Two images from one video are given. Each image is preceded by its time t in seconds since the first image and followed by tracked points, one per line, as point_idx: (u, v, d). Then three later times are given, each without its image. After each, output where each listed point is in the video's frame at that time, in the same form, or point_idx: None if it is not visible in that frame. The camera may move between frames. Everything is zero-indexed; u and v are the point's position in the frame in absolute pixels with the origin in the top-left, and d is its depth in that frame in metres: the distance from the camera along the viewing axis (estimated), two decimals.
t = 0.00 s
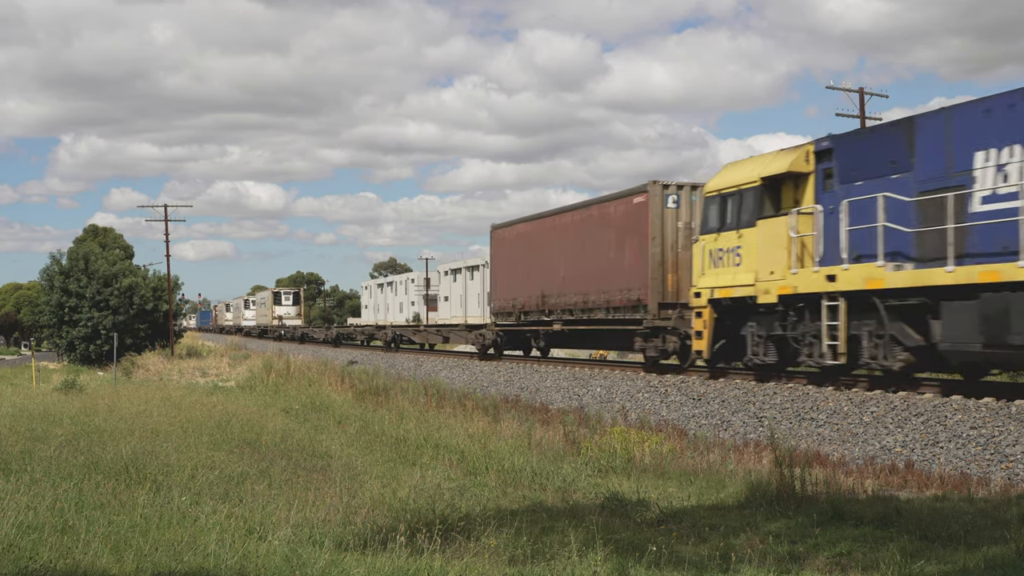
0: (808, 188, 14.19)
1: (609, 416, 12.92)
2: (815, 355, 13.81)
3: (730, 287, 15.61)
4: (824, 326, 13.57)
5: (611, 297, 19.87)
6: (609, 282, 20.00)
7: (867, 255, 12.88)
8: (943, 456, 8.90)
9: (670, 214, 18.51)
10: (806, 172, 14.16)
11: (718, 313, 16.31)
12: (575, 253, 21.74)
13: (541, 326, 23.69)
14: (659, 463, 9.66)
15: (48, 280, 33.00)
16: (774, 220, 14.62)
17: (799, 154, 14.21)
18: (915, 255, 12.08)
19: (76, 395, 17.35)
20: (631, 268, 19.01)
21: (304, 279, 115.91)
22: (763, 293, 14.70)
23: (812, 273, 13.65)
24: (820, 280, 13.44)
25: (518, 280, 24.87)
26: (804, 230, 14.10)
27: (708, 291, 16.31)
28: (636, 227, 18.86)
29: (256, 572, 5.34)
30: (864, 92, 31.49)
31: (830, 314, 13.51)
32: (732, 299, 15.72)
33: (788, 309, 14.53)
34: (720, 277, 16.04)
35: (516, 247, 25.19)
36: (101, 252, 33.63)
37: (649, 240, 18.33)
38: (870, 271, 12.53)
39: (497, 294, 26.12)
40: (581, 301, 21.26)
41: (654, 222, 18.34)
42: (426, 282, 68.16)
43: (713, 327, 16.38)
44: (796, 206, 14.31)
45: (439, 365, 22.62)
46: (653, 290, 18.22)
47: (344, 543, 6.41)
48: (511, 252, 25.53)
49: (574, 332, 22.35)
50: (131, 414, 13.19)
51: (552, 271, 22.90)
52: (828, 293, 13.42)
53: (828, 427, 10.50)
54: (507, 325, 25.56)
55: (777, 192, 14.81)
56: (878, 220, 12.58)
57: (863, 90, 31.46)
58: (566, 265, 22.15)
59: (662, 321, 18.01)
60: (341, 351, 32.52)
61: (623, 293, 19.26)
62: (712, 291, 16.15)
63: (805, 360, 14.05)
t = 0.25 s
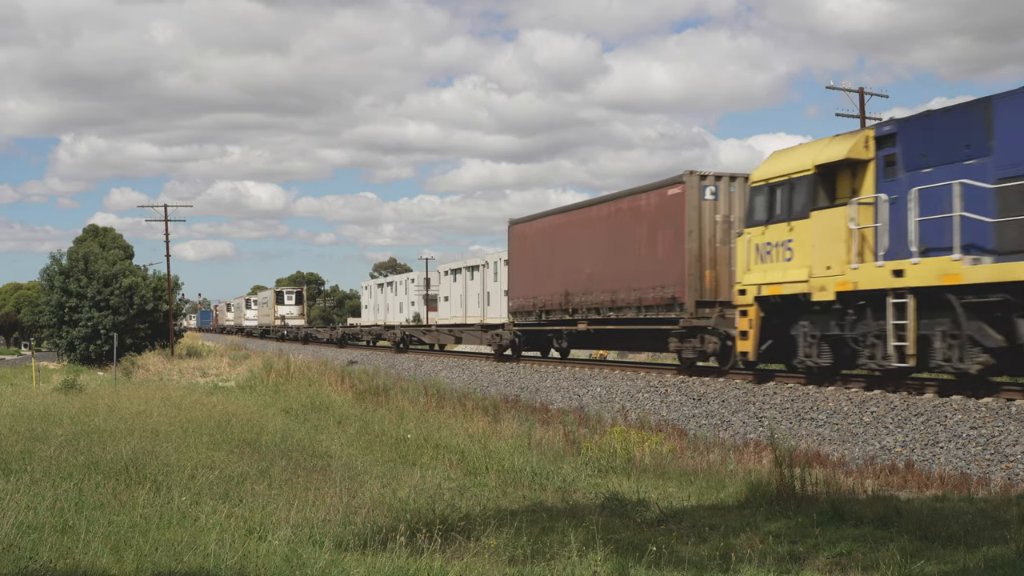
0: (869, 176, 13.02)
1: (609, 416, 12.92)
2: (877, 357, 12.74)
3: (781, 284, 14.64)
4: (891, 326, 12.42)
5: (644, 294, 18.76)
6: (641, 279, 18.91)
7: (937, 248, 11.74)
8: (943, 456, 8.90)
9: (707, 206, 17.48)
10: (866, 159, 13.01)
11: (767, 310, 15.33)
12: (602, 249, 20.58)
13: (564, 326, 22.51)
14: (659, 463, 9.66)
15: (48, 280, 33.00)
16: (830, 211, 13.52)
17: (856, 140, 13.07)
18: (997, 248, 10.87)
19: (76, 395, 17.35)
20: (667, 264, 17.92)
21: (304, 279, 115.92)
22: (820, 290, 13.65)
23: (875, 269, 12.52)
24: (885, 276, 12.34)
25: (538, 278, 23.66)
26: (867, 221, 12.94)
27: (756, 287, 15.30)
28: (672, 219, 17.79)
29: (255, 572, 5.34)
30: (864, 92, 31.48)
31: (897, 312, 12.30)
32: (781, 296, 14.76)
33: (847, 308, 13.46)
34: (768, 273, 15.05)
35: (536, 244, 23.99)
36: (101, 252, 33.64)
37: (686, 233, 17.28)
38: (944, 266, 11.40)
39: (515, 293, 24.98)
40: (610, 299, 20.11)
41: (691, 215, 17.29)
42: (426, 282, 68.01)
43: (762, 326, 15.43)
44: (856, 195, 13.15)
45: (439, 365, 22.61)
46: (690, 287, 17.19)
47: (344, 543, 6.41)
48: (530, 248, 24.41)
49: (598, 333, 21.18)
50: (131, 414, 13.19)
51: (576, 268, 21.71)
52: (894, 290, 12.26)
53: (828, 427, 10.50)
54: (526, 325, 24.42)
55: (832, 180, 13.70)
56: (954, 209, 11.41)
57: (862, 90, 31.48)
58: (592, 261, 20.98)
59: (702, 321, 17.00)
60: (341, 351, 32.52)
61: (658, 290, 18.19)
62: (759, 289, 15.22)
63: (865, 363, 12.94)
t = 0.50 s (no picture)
0: (940, 162, 11.87)
1: (609, 416, 12.92)
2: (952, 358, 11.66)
3: (838, 280, 13.47)
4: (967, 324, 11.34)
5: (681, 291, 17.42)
6: (676, 276, 17.61)
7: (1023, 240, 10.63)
8: (943, 456, 8.90)
9: (750, 196, 16.18)
10: (935, 143, 11.88)
11: (822, 310, 14.19)
12: (632, 243, 19.20)
13: (589, 326, 21.19)
14: (659, 463, 9.66)
15: (48, 280, 32.99)
16: (899, 201, 12.38)
17: (926, 123, 11.95)
18: None
19: (76, 395, 17.35)
20: (708, 258, 16.60)
21: (304, 279, 115.93)
22: (887, 286, 12.50)
23: (950, 262, 11.44)
24: (962, 271, 11.22)
25: (561, 275, 22.31)
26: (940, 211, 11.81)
27: (810, 285, 14.13)
28: (712, 211, 16.49)
29: (255, 572, 5.34)
30: (864, 92, 31.47)
31: (976, 311, 11.17)
32: (840, 294, 13.60)
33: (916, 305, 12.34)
34: (825, 268, 13.88)
35: (557, 239, 22.67)
36: (101, 252, 33.65)
37: (728, 225, 15.97)
38: None
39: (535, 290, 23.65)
40: (640, 297, 18.75)
41: (733, 206, 16.00)
42: (426, 282, 67.92)
43: (816, 325, 14.26)
44: (926, 183, 12.01)
45: (439, 365, 22.60)
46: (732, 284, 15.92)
47: (344, 543, 6.41)
48: (551, 244, 23.12)
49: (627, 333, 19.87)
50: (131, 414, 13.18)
51: (602, 263, 20.32)
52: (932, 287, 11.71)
53: (828, 427, 10.50)
54: (546, 325, 23.20)
55: (897, 167, 12.55)
56: None
57: (862, 90, 31.47)
58: (620, 257, 19.60)
59: (745, 319, 15.72)
60: (341, 351, 32.52)
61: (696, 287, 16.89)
62: (814, 286, 14.04)
63: (938, 366, 11.88)
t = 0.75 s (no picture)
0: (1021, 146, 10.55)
1: (609, 416, 12.92)
2: None
3: (906, 275, 12.15)
4: None
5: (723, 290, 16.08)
6: (718, 274, 16.28)
7: None
8: (943, 456, 8.90)
9: (800, 187, 14.83)
10: (1018, 126, 10.59)
11: (885, 307, 12.82)
12: (666, 238, 17.86)
13: (618, 326, 19.78)
14: (659, 463, 9.66)
15: (48, 280, 32.99)
16: (976, 189, 11.05)
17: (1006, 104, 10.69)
18: None
19: (76, 395, 17.35)
20: (755, 254, 15.28)
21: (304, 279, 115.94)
22: (965, 285, 11.15)
23: None
24: None
25: (585, 273, 21.00)
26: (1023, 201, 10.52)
27: (875, 280, 12.72)
28: (757, 203, 15.21)
29: (255, 572, 5.34)
30: (864, 92, 31.46)
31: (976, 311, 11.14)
32: (908, 291, 12.25)
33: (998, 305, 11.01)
34: (891, 263, 12.49)
35: (580, 236, 21.37)
36: (101, 253, 33.66)
37: (776, 218, 14.68)
38: None
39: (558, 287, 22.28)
40: (676, 294, 17.41)
41: (781, 198, 14.69)
42: (426, 282, 67.86)
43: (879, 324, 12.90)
44: (1006, 170, 10.69)
45: (439, 365, 22.60)
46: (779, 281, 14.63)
47: (344, 543, 6.41)
48: (575, 239, 21.72)
49: (661, 332, 18.42)
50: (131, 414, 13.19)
51: (632, 260, 18.95)
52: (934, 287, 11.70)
53: (828, 427, 10.50)
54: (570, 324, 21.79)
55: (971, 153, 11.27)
56: None
57: (862, 90, 31.45)
58: (652, 252, 18.23)
59: (795, 318, 14.45)
60: (341, 351, 32.52)
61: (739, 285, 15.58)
62: (879, 281, 12.66)
63: None
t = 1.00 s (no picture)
0: None
1: (609, 416, 12.92)
2: None
3: (989, 270, 10.69)
4: None
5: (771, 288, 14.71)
6: (763, 270, 14.92)
7: None
8: (943, 456, 8.90)
9: (856, 175, 13.51)
10: None
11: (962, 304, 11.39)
12: (703, 232, 16.43)
13: (649, 326, 18.41)
14: (659, 463, 9.66)
15: (48, 280, 32.97)
16: None
17: None
18: None
19: (76, 395, 17.35)
20: (809, 248, 13.86)
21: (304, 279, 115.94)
22: None
23: None
24: None
25: (609, 270, 19.55)
26: None
27: (952, 275, 11.26)
28: (811, 193, 13.82)
29: (255, 572, 5.34)
30: (864, 93, 31.42)
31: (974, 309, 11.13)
32: (990, 286, 10.81)
33: None
34: (969, 255, 11.04)
35: (602, 230, 19.91)
36: (101, 253, 33.67)
37: (833, 209, 13.30)
38: None
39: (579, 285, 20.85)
40: (716, 292, 15.98)
41: (837, 187, 13.34)
42: (426, 282, 67.82)
43: (954, 324, 11.45)
44: None
45: (439, 365, 22.58)
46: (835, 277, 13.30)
47: (344, 543, 6.41)
48: (597, 234, 20.32)
49: (698, 334, 17.05)
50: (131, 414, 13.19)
51: (664, 255, 17.54)
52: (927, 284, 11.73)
53: (828, 427, 10.50)
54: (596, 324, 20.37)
55: None
56: None
57: (862, 90, 31.41)
58: (687, 247, 16.80)
59: (853, 318, 13.14)
60: (341, 351, 32.53)
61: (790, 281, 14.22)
62: (955, 276, 11.22)
63: None
